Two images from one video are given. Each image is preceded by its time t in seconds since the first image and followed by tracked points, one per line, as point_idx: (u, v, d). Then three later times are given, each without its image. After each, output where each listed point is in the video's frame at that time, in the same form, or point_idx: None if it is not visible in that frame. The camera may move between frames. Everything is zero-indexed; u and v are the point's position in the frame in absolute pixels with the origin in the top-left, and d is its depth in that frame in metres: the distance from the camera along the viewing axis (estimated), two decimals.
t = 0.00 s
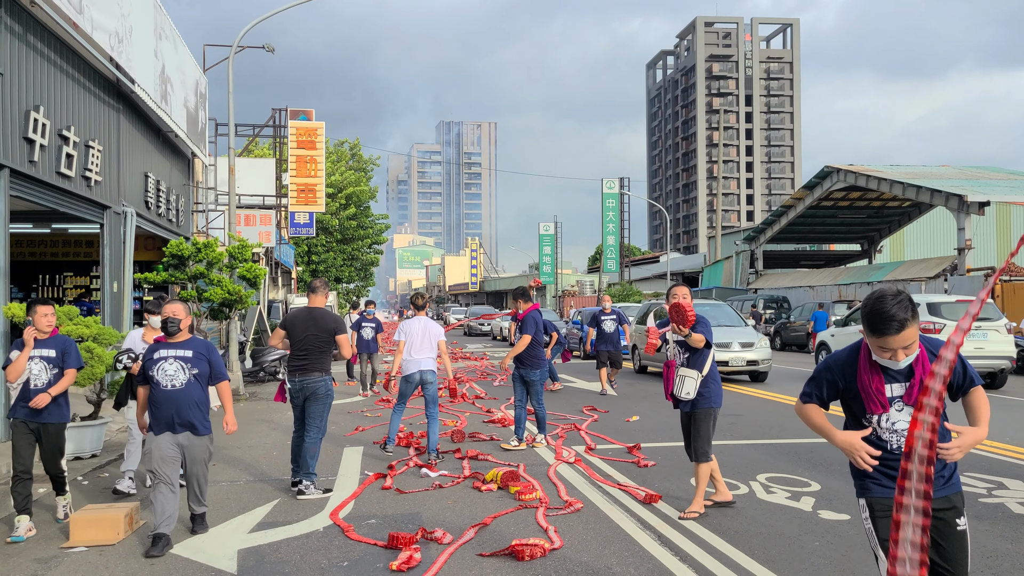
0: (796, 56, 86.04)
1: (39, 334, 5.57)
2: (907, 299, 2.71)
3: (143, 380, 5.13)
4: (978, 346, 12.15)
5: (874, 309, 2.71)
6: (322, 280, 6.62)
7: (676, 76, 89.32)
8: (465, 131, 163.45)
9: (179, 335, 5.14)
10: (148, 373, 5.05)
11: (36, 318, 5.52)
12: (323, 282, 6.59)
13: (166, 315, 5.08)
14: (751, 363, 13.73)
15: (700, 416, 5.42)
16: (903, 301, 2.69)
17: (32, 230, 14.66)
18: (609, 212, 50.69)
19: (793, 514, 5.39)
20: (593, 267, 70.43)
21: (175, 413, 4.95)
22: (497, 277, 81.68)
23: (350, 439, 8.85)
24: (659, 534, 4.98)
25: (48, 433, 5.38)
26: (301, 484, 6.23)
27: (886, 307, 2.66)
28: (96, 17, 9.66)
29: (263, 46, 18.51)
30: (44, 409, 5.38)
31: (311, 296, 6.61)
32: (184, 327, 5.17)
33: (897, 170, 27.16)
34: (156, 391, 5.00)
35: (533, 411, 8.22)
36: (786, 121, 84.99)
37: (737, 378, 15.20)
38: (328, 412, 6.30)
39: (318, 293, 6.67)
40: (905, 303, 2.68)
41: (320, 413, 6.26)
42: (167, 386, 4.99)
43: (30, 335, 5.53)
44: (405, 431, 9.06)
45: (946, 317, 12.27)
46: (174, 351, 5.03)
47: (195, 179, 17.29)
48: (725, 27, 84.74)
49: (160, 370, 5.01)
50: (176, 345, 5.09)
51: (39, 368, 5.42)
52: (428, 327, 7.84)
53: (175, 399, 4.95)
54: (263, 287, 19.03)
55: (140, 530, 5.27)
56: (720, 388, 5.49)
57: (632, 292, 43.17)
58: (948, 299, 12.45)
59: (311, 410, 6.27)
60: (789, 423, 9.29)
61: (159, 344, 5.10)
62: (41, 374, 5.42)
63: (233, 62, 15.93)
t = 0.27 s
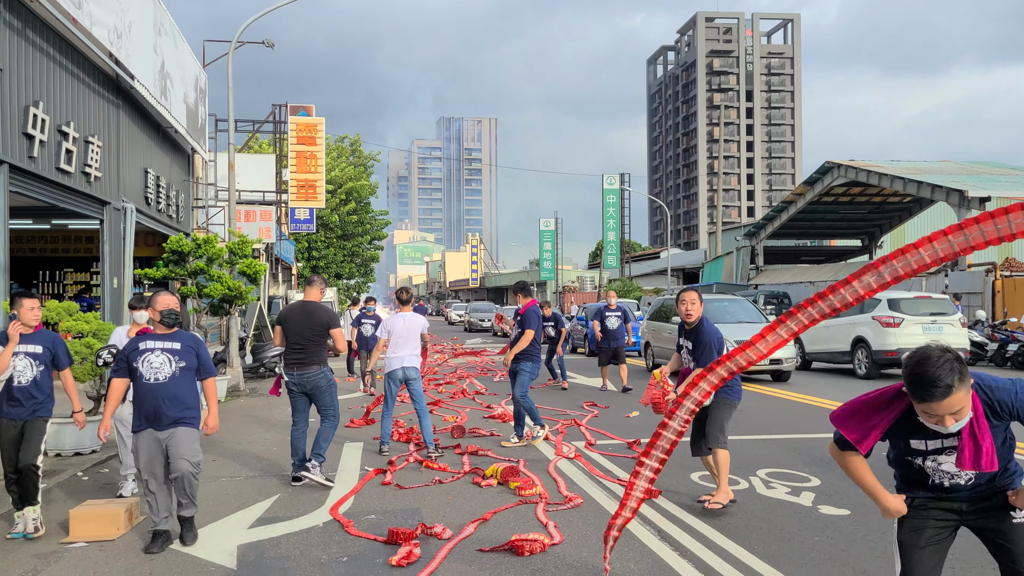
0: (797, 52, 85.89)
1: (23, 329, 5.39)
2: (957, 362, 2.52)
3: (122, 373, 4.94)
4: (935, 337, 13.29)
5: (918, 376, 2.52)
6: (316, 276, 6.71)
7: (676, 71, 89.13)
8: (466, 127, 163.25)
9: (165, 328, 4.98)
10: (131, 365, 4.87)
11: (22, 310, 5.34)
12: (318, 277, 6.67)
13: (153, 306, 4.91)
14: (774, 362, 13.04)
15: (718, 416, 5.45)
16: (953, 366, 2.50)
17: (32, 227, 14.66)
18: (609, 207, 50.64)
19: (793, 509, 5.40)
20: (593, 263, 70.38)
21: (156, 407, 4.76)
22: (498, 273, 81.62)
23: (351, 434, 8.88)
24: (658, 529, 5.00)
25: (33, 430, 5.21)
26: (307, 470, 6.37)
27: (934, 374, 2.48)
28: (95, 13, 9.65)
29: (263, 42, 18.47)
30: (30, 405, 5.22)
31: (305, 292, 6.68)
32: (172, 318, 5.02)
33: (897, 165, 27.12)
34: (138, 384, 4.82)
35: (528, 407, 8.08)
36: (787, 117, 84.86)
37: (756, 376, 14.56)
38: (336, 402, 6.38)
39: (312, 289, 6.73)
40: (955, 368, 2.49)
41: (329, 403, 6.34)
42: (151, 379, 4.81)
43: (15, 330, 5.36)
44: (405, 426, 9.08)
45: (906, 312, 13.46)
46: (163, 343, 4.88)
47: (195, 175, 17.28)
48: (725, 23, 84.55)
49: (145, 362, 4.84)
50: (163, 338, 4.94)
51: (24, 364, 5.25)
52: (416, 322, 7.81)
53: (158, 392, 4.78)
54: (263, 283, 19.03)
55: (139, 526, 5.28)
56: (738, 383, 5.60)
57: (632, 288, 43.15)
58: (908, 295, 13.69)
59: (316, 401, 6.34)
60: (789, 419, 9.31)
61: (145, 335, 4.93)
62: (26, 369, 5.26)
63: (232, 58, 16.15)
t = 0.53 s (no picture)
0: (798, 41, 85.50)
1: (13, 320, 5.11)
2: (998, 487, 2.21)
3: (112, 363, 4.71)
4: (897, 327, 14.45)
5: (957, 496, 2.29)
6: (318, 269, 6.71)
7: (677, 61, 88.75)
8: (466, 117, 162.81)
9: (160, 320, 4.75)
10: (123, 357, 4.64)
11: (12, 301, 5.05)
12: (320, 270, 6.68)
13: (151, 298, 4.69)
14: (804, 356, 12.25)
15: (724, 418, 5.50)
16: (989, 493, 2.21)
17: (31, 216, 14.63)
18: (609, 197, 50.56)
19: (793, 499, 5.40)
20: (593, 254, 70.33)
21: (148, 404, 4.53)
22: (498, 263, 81.60)
23: (351, 424, 8.89)
24: (658, 519, 5.00)
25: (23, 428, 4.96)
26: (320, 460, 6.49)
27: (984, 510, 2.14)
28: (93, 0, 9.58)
29: (263, 31, 18.40)
30: (20, 403, 4.96)
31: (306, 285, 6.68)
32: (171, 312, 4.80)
33: (898, 155, 27.07)
34: (131, 378, 4.58)
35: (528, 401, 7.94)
36: (788, 107, 84.52)
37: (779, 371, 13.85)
38: (339, 389, 6.36)
39: (314, 282, 6.73)
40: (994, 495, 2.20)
41: (332, 391, 6.31)
42: (145, 374, 4.59)
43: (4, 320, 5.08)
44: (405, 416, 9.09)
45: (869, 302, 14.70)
46: (160, 337, 4.66)
47: (195, 165, 17.24)
48: (727, 12, 84.15)
49: (140, 356, 4.62)
50: (161, 331, 4.72)
51: (11, 357, 4.99)
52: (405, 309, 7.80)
53: (153, 388, 4.57)
54: (263, 273, 19.02)
55: (139, 515, 5.29)
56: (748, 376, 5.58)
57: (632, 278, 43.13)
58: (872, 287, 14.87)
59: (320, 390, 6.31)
60: (789, 408, 9.31)
61: (140, 327, 4.70)
62: (14, 364, 4.99)
63: (231, 46, 16.11)
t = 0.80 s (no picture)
0: (800, 32, 85.14)
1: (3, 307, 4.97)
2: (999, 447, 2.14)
3: (108, 357, 4.52)
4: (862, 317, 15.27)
5: (951, 450, 2.20)
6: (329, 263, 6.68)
7: (678, 52, 88.47)
8: (466, 108, 162.33)
9: (158, 309, 4.60)
10: (121, 349, 4.47)
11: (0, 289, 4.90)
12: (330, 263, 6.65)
13: (150, 286, 4.53)
14: (838, 351, 11.69)
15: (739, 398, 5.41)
16: (985, 456, 2.14)
17: (31, 208, 14.62)
18: (610, 188, 50.49)
19: (792, 489, 5.44)
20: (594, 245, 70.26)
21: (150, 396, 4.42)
22: (498, 254, 81.53)
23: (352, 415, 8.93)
24: (657, 510, 5.03)
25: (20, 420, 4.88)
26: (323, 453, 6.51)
27: (965, 456, 2.16)
28: None
29: (262, 22, 18.33)
30: (17, 393, 4.89)
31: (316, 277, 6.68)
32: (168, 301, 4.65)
33: (900, 146, 27.00)
34: (131, 370, 4.44)
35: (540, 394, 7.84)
36: (790, 98, 84.23)
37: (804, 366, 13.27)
38: (340, 385, 6.35)
39: (327, 273, 6.76)
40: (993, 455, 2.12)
41: (332, 385, 6.32)
42: (146, 364, 4.47)
43: None
44: (406, 407, 9.12)
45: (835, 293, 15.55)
46: (159, 326, 4.53)
47: (195, 156, 17.21)
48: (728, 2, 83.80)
49: (138, 345, 4.47)
50: (158, 320, 4.58)
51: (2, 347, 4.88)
52: (390, 303, 7.81)
53: (157, 379, 4.47)
54: (263, 264, 19.01)
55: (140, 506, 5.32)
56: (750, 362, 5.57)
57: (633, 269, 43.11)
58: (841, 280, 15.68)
59: (323, 383, 6.34)
60: (789, 400, 9.34)
61: (136, 315, 4.55)
62: (10, 354, 4.90)
63: (231, 37, 16.06)
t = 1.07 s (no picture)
0: (801, 28, 84.99)
1: None
2: (936, 349, 2.29)
3: (100, 364, 4.21)
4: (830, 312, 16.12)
5: (892, 350, 2.36)
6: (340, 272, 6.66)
7: (679, 48, 88.36)
8: (467, 104, 162.14)
9: (151, 313, 4.27)
10: (113, 355, 4.16)
11: None
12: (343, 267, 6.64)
13: (141, 290, 4.17)
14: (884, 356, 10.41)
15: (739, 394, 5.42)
16: (920, 357, 2.28)
17: (33, 205, 14.63)
18: (611, 185, 50.47)
19: (796, 488, 5.44)
20: (595, 242, 70.23)
21: (147, 403, 4.10)
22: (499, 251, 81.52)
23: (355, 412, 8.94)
24: (661, 509, 5.02)
25: (14, 428, 4.66)
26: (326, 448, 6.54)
27: (901, 350, 2.33)
28: None
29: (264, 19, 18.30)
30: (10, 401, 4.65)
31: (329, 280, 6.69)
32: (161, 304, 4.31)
33: (902, 143, 26.94)
34: (124, 378, 4.12)
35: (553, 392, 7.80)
36: (791, 94, 84.12)
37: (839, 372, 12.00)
38: (344, 384, 6.35)
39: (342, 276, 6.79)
40: (928, 355, 2.28)
41: (332, 383, 6.32)
42: (141, 372, 4.14)
43: None
44: (409, 405, 9.13)
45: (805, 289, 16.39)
46: (153, 331, 4.21)
47: (196, 153, 17.21)
48: None
49: (132, 352, 4.15)
50: (151, 324, 4.25)
51: None
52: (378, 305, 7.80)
53: (153, 388, 4.14)
54: (265, 261, 19.02)
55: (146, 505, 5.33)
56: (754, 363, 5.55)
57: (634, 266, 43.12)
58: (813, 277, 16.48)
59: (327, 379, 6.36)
60: (792, 397, 9.35)
61: (128, 320, 4.23)
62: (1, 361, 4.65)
63: (233, 33, 16.05)
